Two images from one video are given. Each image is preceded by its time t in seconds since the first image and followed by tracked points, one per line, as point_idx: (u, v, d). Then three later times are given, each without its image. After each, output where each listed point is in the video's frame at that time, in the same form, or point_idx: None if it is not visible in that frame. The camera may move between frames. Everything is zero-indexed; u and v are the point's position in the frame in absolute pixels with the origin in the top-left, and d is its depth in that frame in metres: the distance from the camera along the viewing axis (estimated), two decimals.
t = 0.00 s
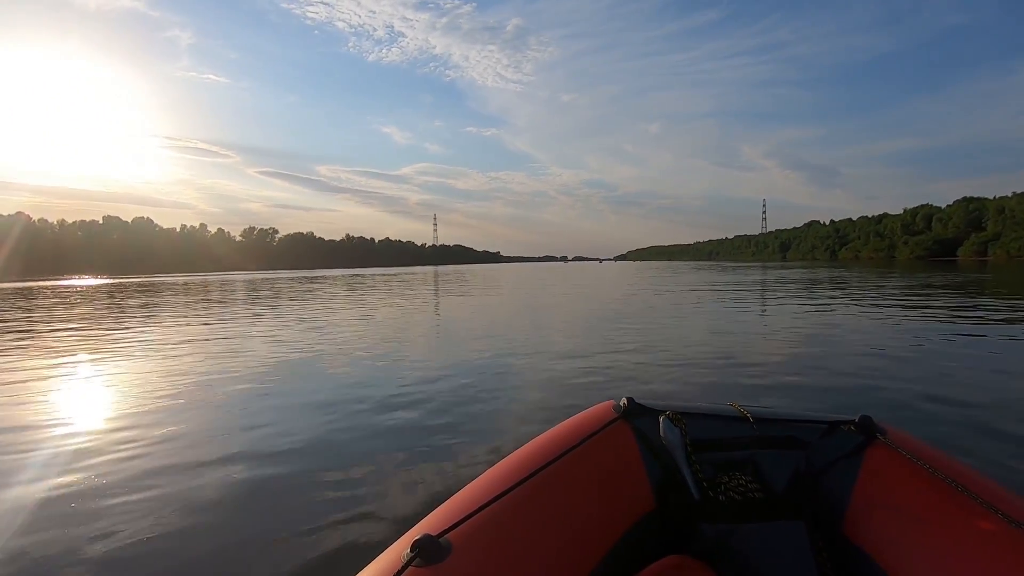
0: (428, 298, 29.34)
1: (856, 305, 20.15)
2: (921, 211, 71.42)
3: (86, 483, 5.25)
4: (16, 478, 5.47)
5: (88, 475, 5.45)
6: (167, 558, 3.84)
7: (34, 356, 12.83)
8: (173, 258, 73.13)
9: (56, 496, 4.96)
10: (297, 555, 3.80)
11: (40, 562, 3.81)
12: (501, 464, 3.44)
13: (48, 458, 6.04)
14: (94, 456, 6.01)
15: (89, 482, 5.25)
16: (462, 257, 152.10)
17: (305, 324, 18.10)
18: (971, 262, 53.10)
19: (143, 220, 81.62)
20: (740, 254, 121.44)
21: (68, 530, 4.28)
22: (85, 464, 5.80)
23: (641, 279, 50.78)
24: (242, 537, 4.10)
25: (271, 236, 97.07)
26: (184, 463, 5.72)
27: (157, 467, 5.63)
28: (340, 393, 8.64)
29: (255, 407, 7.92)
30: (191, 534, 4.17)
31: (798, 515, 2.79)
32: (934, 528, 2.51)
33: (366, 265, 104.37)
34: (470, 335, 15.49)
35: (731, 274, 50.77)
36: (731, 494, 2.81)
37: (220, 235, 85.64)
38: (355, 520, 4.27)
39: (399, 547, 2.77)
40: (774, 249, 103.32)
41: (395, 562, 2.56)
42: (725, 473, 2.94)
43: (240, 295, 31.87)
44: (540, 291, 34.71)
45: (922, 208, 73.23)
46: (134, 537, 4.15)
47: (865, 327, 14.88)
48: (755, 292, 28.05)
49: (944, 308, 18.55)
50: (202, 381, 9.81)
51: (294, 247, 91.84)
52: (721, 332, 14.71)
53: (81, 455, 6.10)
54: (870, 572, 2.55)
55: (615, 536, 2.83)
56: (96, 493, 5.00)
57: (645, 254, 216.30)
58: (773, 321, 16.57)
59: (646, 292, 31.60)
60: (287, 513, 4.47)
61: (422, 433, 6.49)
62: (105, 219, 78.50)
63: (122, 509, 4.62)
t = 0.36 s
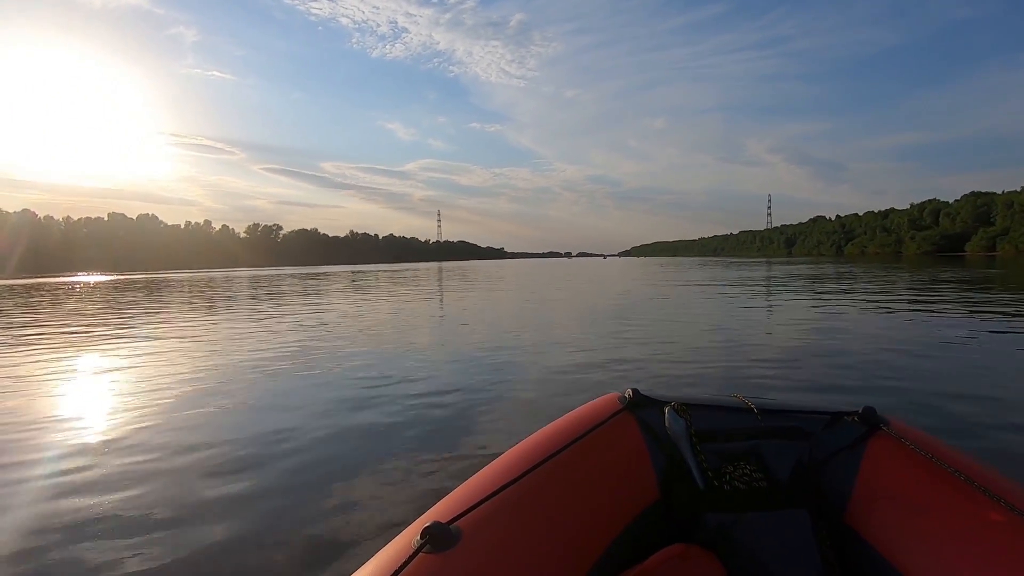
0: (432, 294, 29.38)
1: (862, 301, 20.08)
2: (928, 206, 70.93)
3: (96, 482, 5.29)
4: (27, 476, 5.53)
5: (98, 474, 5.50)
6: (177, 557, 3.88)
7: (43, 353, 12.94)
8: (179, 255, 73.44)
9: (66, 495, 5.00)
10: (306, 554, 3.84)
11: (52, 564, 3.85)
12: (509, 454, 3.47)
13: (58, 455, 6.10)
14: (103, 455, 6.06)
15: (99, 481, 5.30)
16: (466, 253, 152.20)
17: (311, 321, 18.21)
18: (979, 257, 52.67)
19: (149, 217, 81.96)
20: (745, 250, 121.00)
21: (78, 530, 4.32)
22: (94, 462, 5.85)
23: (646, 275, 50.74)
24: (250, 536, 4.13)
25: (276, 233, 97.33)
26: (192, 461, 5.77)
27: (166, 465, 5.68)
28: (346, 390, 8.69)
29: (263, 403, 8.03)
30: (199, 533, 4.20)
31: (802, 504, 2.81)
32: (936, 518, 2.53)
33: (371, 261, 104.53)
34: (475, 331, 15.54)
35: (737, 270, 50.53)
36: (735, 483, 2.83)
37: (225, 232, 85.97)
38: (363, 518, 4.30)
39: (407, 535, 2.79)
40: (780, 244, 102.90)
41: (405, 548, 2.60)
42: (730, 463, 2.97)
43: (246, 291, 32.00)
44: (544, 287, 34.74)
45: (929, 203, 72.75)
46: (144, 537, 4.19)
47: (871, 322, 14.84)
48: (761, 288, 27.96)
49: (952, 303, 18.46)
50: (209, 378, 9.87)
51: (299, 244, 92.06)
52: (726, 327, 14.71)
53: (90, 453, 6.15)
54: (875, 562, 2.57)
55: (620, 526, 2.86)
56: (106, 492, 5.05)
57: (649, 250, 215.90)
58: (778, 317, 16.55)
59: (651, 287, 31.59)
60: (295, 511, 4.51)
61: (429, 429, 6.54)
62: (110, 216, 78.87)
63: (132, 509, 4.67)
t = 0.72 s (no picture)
0: (442, 292, 29.43)
1: (876, 306, 19.85)
2: (945, 210, 69.93)
3: (111, 475, 5.37)
4: (44, 467, 5.62)
5: (112, 466, 5.57)
6: (188, 550, 3.92)
7: (59, 346, 13.14)
8: (192, 250, 74.09)
9: (82, 487, 5.08)
10: (316, 548, 3.87)
11: (67, 553, 3.92)
12: (512, 453, 3.49)
13: (75, 447, 6.21)
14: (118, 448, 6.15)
15: (114, 474, 5.39)
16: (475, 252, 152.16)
17: (322, 318, 18.32)
18: (996, 263, 51.86)
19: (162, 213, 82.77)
20: (757, 252, 120.07)
21: (93, 522, 4.39)
22: (109, 455, 5.93)
23: (657, 275, 50.52)
24: (261, 530, 4.16)
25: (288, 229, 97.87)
26: (205, 455, 5.83)
27: (179, 458, 5.75)
28: (356, 387, 8.74)
29: (273, 399, 8.11)
30: (212, 526, 4.25)
31: (805, 508, 2.81)
32: (940, 525, 2.52)
33: (381, 259, 104.85)
34: (484, 330, 15.56)
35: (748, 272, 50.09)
36: (739, 486, 2.83)
37: (238, 228, 86.59)
38: (373, 516, 4.32)
39: (411, 532, 2.82)
40: (792, 246, 102.00)
41: (408, 545, 2.63)
42: (734, 466, 2.97)
43: (258, 287, 32.27)
44: (554, 286, 34.67)
45: (945, 206, 71.72)
46: (156, 529, 4.25)
47: (884, 327, 14.69)
48: (773, 291, 27.73)
49: (967, 309, 18.19)
50: (222, 373, 9.99)
51: (310, 241, 92.53)
52: (736, 330, 14.64)
53: (106, 446, 6.25)
54: (880, 568, 2.56)
55: (622, 528, 2.86)
56: (120, 485, 5.12)
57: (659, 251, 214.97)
58: (789, 320, 16.43)
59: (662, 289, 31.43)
60: (305, 506, 4.55)
61: (436, 428, 6.57)
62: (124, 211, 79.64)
63: (146, 502, 4.73)
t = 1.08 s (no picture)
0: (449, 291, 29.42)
1: (886, 304, 19.62)
2: (958, 207, 69.06)
3: (114, 470, 5.37)
4: (48, 464, 5.62)
5: (115, 463, 5.56)
6: (187, 545, 3.89)
7: (67, 344, 13.20)
8: (200, 249, 74.53)
9: (84, 483, 5.07)
10: (312, 544, 3.85)
11: (66, 548, 3.90)
12: (506, 455, 3.45)
13: (79, 444, 6.21)
14: (121, 445, 6.15)
15: (116, 470, 5.38)
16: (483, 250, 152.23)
17: (329, 316, 18.37)
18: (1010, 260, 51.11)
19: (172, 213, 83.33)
20: (766, 249, 119.22)
21: (93, 517, 4.37)
22: (113, 451, 5.92)
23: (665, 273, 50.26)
24: (260, 526, 4.13)
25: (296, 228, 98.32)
26: (207, 452, 5.81)
27: (181, 455, 5.73)
28: (360, 385, 8.72)
29: (277, 397, 8.12)
30: (211, 522, 4.23)
31: (801, 513, 2.75)
32: (940, 532, 2.46)
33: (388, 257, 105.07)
34: (490, 328, 15.53)
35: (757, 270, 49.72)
36: (734, 490, 2.78)
37: (246, 227, 87.05)
38: (373, 513, 4.29)
39: (401, 535, 2.78)
40: (801, 244, 101.17)
41: (396, 549, 2.60)
42: (729, 469, 2.91)
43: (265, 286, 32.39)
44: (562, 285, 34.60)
45: (958, 203, 70.81)
46: (155, 522, 4.26)
47: (894, 325, 14.54)
48: (782, 288, 27.48)
49: (980, 306, 17.94)
50: (227, 371, 9.99)
51: (318, 240, 92.86)
52: (743, 328, 14.53)
53: (109, 443, 6.24)
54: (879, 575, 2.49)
55: (614, 531, 2.82)
56: (121, 481, 5.10)
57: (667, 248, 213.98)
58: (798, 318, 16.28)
59: (670, 287, 31.27)
60: (305, 503, 4.53)
61: (437, 426, 6.55)
62: (134, 211, 80.19)
63: (146, 496, 4.74)
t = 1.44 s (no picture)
0: (453, 288, 29.46)
1: (891, 295, 19.55)
2: (965, 196, 68.55)
3: (120, 472, 5.42)
4: (57, 466, 5.69)
5: (121, 465, 5.62)
6: (193, 545, 3.93)
7: (74, 347, 13.33)
8: (206, 250, 74.87)
9: (91, 485, 5.12)
10: (316, 541, 3.91)
11: (74, 548, 3.96)
12: (505, 452, 3.45)
13: (85, 446, 6.26)
14: (128, 446, 6.20)
15: (123, 471, 5.43)
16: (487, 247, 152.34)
17: (333, 315, 18.44)
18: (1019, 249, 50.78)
19: (176, 215, 83.59)
20: (771, 241, 118.74)
21: (100, 519, 4.41)
22: (119, 453, 5.98)
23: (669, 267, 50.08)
24: (264, 526, 4.16)
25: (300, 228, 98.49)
26: (212, 452, 5.86)
27: (187, 455, 5.78)
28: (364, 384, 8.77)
29: (283, 397, 8.19)
30: (216, 522, 4.26)
31: (800, 506, 2.74)
32: (938, 523, 2.46)
33: (393, 255, 105.19)
34: (494, 325, 15.57)
35: (763, 263, 49.52)
36: (733, 484, 2.77)
37: (251, 228, 87.25)
38: (376, 511, 4.32)
39: (401, 533, 2.79)
40: (807, 235, 100.68)
41: (396, 546, 2.61)
42: (728, 463, 2.91)
43: (270, 286, 32.56)
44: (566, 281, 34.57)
45: (966, 192, 70.31)
46: (160, 522, 4.31)
47: (899, 316, 14.50)
48: (787, 281, 27.39)
49: (986, 296, 17.83)
50: (233, 372, 10.06)
51: (322, 239, 93.09)
52: (747, 321, 14.50)
53: (116, 445, 6.30)
54: (878, 568, 2.49)
55: (614, 527, 2.81)
56: (128, 482, 5.15)
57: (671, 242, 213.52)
58: (803, 311, 16.24)
59: (675, 281, 31.18)
60: (309, 501, 4.57)
61: (441, 423, 6.60)
62: (139, 213, 80.54)
63: (152, 496, 4.79)
